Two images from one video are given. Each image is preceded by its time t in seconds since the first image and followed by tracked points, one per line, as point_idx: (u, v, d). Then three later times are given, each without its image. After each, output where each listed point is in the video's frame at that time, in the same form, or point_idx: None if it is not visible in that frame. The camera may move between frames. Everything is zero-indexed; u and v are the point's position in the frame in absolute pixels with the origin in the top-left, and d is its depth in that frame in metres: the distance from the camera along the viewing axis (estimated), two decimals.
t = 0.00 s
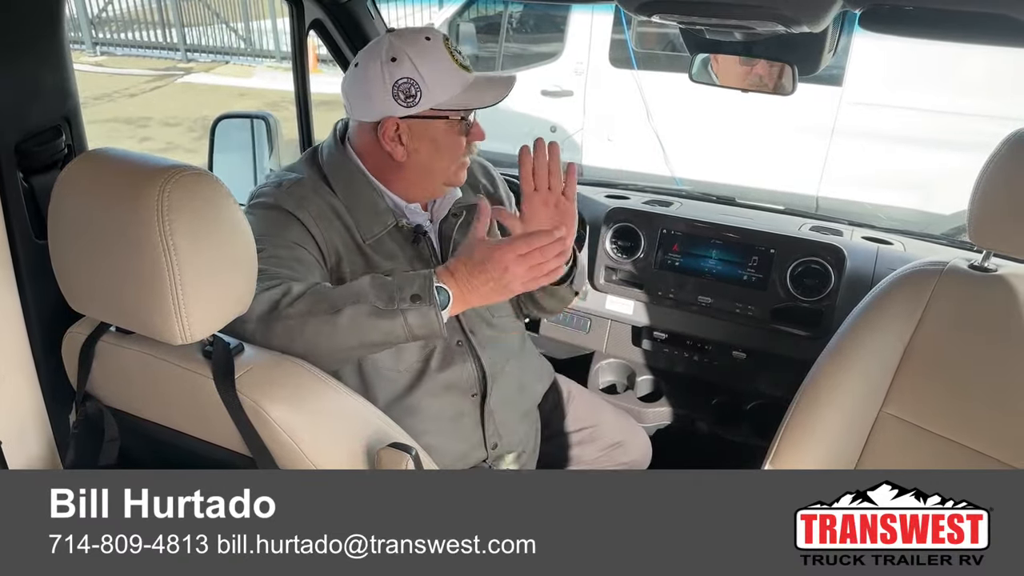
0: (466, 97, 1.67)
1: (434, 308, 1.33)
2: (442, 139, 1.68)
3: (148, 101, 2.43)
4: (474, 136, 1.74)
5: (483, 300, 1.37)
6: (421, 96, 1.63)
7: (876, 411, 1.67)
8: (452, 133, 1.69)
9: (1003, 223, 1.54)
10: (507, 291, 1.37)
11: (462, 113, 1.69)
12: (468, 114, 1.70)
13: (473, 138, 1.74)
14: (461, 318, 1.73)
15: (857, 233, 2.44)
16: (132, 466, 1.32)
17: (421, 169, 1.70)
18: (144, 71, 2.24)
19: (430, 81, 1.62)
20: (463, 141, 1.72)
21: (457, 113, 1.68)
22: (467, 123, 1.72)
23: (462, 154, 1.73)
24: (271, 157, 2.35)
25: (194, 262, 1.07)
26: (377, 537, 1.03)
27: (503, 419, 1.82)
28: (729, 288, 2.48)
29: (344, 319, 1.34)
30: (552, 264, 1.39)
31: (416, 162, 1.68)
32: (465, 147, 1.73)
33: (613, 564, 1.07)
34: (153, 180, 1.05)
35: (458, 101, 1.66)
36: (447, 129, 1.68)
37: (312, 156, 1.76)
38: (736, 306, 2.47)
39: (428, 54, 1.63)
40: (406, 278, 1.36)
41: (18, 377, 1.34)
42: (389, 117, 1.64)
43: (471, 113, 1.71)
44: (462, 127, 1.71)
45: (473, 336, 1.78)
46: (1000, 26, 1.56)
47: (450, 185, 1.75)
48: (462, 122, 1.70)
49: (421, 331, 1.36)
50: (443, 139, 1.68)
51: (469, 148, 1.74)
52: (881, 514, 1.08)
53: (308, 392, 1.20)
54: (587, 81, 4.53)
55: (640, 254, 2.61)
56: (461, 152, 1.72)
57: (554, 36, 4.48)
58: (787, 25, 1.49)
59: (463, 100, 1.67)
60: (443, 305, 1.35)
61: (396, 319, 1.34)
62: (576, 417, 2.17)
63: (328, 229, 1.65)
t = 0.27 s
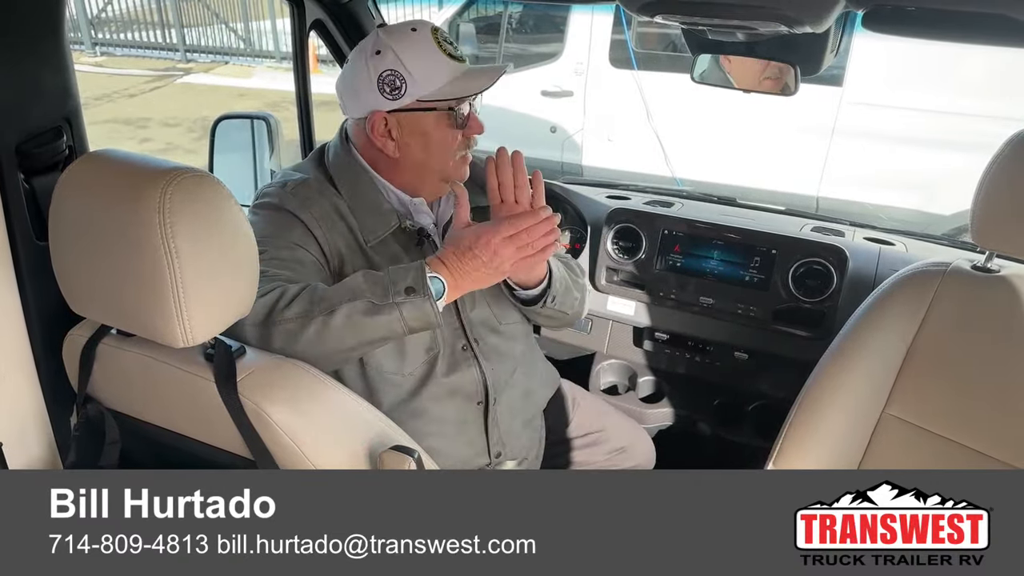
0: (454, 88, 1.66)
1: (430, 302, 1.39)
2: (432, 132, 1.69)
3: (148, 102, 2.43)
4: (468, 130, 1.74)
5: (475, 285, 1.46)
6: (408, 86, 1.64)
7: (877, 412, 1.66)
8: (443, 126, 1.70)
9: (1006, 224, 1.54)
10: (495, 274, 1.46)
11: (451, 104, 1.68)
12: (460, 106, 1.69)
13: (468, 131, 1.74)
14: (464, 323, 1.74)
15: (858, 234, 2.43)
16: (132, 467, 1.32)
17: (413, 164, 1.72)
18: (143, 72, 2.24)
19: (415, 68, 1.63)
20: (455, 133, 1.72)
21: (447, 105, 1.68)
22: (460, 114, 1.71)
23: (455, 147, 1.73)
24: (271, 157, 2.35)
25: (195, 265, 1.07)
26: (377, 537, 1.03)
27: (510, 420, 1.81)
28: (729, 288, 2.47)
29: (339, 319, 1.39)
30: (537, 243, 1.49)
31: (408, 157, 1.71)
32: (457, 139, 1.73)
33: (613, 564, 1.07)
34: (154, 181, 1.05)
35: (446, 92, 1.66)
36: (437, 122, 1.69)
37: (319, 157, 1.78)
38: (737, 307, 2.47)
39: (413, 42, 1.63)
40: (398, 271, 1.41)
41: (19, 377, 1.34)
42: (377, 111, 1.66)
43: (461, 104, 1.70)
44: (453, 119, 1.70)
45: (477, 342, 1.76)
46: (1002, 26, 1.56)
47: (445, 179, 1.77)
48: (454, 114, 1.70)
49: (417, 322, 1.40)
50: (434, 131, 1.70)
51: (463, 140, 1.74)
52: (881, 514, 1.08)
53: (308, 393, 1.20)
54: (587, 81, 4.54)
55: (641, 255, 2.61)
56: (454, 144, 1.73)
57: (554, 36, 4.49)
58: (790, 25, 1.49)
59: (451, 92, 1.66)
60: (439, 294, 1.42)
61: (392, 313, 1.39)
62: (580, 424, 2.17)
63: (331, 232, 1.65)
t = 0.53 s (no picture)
0: (417, 83, 1.71)
1: (429, 298, 1.42)
2: (395, 127, 1.73)
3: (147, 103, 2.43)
4: (437, 132, 1.73)
5: (475, 283, 1.48)
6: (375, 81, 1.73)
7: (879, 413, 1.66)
8: (406, 121, 1.73)
9: (1008, 224, 1.54)
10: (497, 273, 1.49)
11: (416, 99, 1.72)
12: (426, 102, 1.72)
13: (436, 133, 1.73)
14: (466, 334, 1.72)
15: (858, 234, 2.43)
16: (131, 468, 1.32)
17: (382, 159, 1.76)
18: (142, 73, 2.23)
19: (388, 69, 1.70)
20: (420, 131, 1.73)
21: (410, 99, 1.72)
22: (429, 113, 1.73)
23: (421, 146, 1.72)
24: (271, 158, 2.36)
25: (198, 268, 1.07)
26: (377, 537, 1.03)
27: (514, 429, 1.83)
28: (730, 289, 2.47)
29: (339, 320, 1.42)
30: (540, 245, 1.53)
31: (378, 158, 1.76)
32: (425, 139, 1.73)
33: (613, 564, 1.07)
34: (157, 184, 1.05)
35: (408, 86, 1.71)
36: (401, 117, 1.72)
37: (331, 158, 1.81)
38: (737, 307, 2.47)
39: (393, 43, 1.70)
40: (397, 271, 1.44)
41: (19, 379, 1.34)
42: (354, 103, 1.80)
43: (430, 103, 1.73)
44: (421, 117, 1.73)
45: (478, 357, 1.73)
46: (1004, 26, 1.56)
47: (412, 180, 1.75)
48: (420, 111, 1.73)
49: (418, 322, 1.44)
50: (396, 131, 1.73)
51: (432, 141, 1.73)
52: (881, 514, 1.08)
53: (310, 396, 1.20)
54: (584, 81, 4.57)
55: (641, 256, 2.60)
56: (418, 143, 1.72)
57: (552, 36, 4.49)
58: (792, 26, 1.49)
59: (414, 87, 1.72)
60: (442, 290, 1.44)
61: (392, 312, 1.42)
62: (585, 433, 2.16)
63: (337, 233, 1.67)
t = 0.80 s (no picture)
0: (420, 76, 1.71)
1: (438, 319, 1.41)
2: (398, 119, 1.74)
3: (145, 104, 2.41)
4: (437, 127, 1.73)
5: (485, 304, 1.48)
6: (389, 72, 1.76)
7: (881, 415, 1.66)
8: (408, 115, 1.73)
9: (1010, 223, 1.53)
10: (508, 296, 1.48)
11: (420, 93, 1.72)
12: (429, 97, 1.72)
13: (436, 129, 1.73)
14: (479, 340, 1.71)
15: (858, 234, 2.44)
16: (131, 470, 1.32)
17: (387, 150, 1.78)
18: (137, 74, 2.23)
19: (402, 61, 1.71)
20: (421, 125, 1.73)
21: (413, 93, 1.72)
22: (431, 108, 1.73)
23: (420, 141, 1.72)
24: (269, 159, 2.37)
25: (201, 271, 1.07)
26: (377, 538, 1.03)
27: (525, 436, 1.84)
28: (730, 289, 2.47)
29: (346, 330, 1.42)
30: (551, 266, 1.52)
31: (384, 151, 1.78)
32: (425, 134, 1.73)
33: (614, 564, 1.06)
34: (159, 187, 1.05)
35: (412, 79, 1.72)
36: (404, 110, 1.73)
37: (349, 155, 1.84)
38: (738, 308, 2.47)
39: (408, 37, 1.71)
40: (408, 286, 1.44)
41: (19, 382, 1.34)
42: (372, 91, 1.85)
43: (434, 98, 1.72)
44: (424, 111, 1.73)
45: (491, 361, 1.73)
46: (1007, 26, 1.55)
47: (411, 175, 1.75)
48: (423, 106, 1.73)
49: (424, 338, 1.43)
50: (399, 125, 1.74)
51: (432, 136, 1.73)
52: (881, 514, 1.07)
53: (312, 400, 1.20)
54: (582, 81, 4.58)
55: (642, 257, 2.60)
56: (417, 138, 1.72)
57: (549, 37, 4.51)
58: (794, 26, 1.49)
59: (418, 80, 1.72)
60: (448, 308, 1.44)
61: (400, 330, 1.42)
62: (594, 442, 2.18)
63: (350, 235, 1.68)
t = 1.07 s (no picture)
0: (440, 83, 1.70)
1: (441, 319, 1.42)
2: (416, 124, 1.73)
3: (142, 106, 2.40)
4: (454, 135, 1.72)
5: (491, 303, 1.48)
6: (408, 75, 1.74)
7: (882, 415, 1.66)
8: (426, 120, 1.72)
9: (1011, 222, 1.53)
10: (513, 292, 1.48)
11: (439, 99, 1.71)
12: (448, 103, 1.71)
13: (453, 136, 1.72)
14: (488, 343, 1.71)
15: (857, 234, 2.44)
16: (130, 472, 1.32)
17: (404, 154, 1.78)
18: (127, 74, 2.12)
19: (420, 66, 1.70)
20: (438, 131, 1.72)
21: (431, 99, 1.71)
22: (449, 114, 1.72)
23: (436, 149, 1.72)
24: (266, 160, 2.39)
25: (204, 273, 1.06)
26: (377, 537, 1.03)
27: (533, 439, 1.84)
28: (729, 290, 2.48)
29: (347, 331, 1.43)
30: (556, 261, 1.52)
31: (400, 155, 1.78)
32: (442, 140, 1.72)
33: (614, 564, 1.06)
34: (161, 189, 1.04)
35: (432, 85, 1.70)
36: (421, 115, 1.72)
37: (360, 158, 1.83)
38: (737, 308, 2.47)
39: (427, 40, 1.70)
40: (411, 286, 1.45)
41: (17, 384, 1.33)
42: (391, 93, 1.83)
43: (453, 105, 1.71)
44: (441, 118, 1.72)
45: (501, 366, 1.73)
46: (1008, 27, 1.56)
47: (426, 180, 1.75)
48: (442, 112, 1.71)
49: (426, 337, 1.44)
50: (416, 130, 1.73)
51: (449, 143, 1.72)
52: (881, 514, 1.07)
53: (315, 402, 1.20)
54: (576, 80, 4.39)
55: (640, 257, 2.60)
56: (434, 144, 1.72)
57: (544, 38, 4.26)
58: (795, 26, 1.49)
59: (437, 86, 1.70)
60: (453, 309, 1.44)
61: (403, 328, 1.43)
62: (597, 446, 2.18)
63: (359, 239, 1.68)
